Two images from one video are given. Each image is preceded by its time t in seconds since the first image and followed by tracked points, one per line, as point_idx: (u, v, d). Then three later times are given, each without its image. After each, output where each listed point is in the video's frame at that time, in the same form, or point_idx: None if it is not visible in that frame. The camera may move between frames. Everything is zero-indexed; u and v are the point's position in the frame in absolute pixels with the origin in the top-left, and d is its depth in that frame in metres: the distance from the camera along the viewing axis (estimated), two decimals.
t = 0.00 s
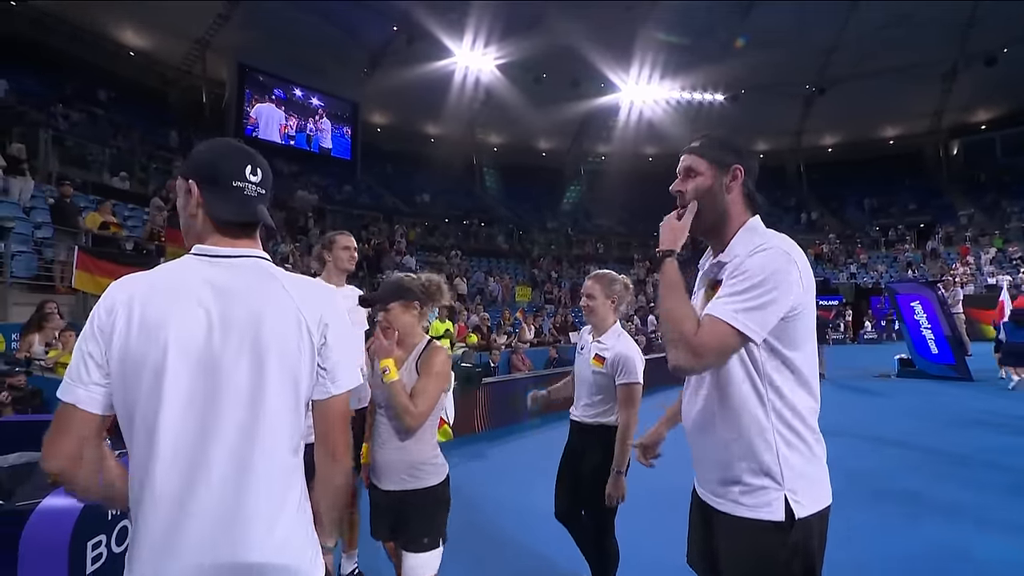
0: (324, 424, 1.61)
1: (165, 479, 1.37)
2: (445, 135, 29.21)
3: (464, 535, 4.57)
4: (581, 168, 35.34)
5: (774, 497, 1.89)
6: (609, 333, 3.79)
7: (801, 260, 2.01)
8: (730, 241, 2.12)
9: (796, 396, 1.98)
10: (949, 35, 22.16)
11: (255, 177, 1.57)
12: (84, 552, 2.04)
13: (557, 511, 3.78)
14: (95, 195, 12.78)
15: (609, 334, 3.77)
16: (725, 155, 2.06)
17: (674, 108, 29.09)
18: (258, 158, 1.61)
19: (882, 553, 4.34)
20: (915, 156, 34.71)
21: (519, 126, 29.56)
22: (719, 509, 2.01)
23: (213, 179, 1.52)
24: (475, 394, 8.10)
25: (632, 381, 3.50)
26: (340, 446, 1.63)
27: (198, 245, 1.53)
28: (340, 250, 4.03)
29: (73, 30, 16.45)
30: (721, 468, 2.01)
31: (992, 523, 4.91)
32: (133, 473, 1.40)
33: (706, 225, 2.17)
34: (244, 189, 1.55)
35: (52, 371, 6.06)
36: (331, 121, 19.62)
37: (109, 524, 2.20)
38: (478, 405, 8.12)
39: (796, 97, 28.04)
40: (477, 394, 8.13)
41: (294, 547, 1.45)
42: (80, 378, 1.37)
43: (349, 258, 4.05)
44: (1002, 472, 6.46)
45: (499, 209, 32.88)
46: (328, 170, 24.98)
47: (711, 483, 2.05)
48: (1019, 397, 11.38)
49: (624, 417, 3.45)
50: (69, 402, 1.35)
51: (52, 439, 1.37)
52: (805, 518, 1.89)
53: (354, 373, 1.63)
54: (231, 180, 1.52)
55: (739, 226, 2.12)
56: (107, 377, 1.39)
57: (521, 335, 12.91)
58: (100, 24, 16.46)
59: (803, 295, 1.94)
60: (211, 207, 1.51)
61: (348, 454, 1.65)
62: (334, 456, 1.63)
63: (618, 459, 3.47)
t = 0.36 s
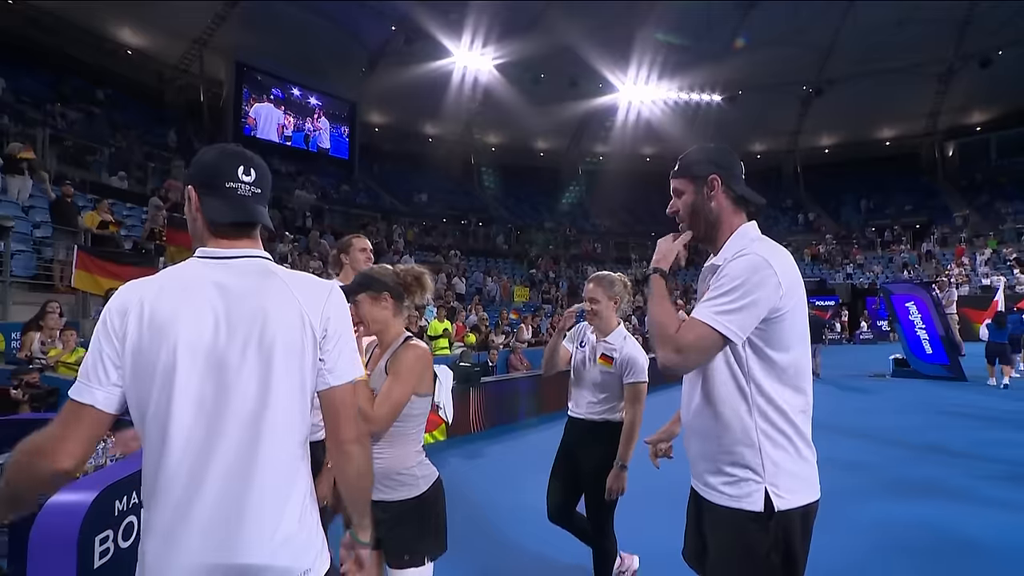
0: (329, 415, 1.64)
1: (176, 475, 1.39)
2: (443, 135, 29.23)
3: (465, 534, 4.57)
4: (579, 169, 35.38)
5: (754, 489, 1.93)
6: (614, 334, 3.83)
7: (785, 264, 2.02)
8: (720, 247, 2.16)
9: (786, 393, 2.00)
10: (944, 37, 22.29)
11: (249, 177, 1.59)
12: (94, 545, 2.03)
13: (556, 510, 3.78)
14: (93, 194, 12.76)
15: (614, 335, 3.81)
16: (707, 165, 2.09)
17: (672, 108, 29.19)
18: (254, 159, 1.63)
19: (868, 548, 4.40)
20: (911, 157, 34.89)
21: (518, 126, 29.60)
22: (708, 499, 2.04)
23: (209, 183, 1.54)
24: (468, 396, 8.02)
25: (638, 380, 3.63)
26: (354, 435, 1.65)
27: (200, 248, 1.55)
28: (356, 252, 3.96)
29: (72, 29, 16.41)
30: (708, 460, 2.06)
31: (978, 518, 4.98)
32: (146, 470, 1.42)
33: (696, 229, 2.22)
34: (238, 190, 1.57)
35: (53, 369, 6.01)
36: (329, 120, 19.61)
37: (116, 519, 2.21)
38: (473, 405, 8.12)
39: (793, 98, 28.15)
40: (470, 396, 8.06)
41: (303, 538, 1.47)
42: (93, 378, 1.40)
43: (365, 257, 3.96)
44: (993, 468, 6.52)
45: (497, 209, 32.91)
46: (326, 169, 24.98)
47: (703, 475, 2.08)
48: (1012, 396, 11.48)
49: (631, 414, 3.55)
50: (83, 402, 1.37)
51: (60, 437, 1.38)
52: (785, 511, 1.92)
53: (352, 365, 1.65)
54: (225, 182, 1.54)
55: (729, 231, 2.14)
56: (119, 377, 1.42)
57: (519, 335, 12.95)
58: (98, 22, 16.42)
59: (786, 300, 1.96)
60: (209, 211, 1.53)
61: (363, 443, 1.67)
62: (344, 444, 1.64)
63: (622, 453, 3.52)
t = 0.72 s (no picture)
0: (338, 406, 1.66)
1: (189, 465, 1.41)
2: (444, 135, 29.23)
3: (468, 534, 4.57)
4: (579, 169, 35.35)
5: (743, 471, 1.97)
6: (615, 333, 3.93)
7: (780, 268, 2.11)
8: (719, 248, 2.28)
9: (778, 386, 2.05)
10: (945, 38, 22.31)
11: (250, 177, 1.62)
12: (105, 539, 2.17)
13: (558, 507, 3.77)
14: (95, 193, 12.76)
15: (616, 334, 3.91)
16: (708, 178, 2.25)
17: (672, 108, 29.20)
18: (254, 160, 1.65)
19: (862, 544, 4.44)
20: (911, 159, 34.87)
21: (518, 127, 29.61)
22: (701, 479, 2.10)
23: (212, 182, 1.57)
24: (466, 395, 8.12)
25: (642, 375, 3.76)
26: (362, 423, 1.69)
27: (209, 247, 1.58)
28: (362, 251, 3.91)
29: (74, 28, 16.45)
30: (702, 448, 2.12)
31: (971, 514, 5.02)
32: (159, 461, 1.45)
33: (701, 232, 2.34)
34: (240, 190, 1.59)
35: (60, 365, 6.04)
36: (330, 120, 19.61)
37: (127, 513, 2.35)
38: (469, 406, 8.10)
39: (794, 99, 28.13)
40: (468, 395, 8.13)
41: (314, 524, 1.50)
42: (104, 371, 1.42)
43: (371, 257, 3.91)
44: (991, 467, 6.54)
45: (498, 209, 32.90)
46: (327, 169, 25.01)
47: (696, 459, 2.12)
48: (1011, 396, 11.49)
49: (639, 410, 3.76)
50: (92, 393, 1.39)
51: (69, 425, 1.40)
52: (770, 493, 1.96)
53: (354, 356, 1.68)
54: (227, 181, 1.58)
55: (728, 235, 2.25)
56: (132, 369, 1.45)
57: (520, 335, 12.97)
58: (100, 21, 16.44)
59: (784, 302, 2.05)
60: (213, 210, 1.57)
61: (372, 432, 1.72)
62: (353, 432, 1.68)
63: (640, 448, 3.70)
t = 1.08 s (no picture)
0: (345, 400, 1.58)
1: (203, 459, 1.44)
2: (446, 135, 29.19)
3: (473, 530, 4.61)
4: (581, 169, 35.33)
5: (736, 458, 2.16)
6: (615, 331, 3.95)
7: (775, 269, 2.13)
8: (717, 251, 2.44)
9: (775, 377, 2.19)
10: (950, 39, 22.26)
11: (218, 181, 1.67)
12: (116, 533, 2.36)
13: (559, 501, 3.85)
14: (100, 192, 12.81)
15: (616, 333, 3.94)
16: (712, 192, 2.44)
17: (675, 108, 29.22)
18: (274, 161, 1.69)
19: (859, 541, 4.53)
20: (915, 160, 34.75)
21: (520, 127, 29.63)
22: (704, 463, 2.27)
23: (232, 184, 1.64)
24: (465, 394, 8.15)
25: (638, 370, 3.79)
26: (370, 418, 1.60)
27: (220, 248, 1.61)
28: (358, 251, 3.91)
29: (80, 28, 16.53)
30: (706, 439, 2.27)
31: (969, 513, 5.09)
32: (177, 457, 1.48)
33: (701, 240, 2.51)
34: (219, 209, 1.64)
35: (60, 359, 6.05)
36: (333, 120, 19.61)
37: (136, 508, 2.55)
38: (466, 406, 8.10)
39: (797, 100, 28.08)
40: (466, 395, 8.14)
41: (328, 519, 1.49)
42: (121, 369, 1.48)
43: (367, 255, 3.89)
44: (991, 466, 6.60)
45: (500, 209, 32.92)
46: (330, 168, 25.04)
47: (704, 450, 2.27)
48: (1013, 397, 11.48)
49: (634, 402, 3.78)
50: (108, 390, 1.46)
51: (89, 419, 1.47)
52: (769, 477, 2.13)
53: (362, 348, 1.61)
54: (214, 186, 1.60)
55: (725, 241, 2.42)
56: (149, 368, 1.51)
57: (521, 334, 13.00)
58: (104, 21, 16.52)
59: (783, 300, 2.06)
60: (222, 211, 1.62)
61: (380, 426, 1.62)
62: (357, 427, 1.59)
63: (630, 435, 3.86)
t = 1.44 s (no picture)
0: (374, 406, 1.53)
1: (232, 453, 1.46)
2: (450, 134, 29.19)
3: (480, 529, 4.61)
4: (585, 168, 35.27)
5: (765, 445, 2.22)
6: (620, 328, 4.00)
7: (785, 266, 2.31)
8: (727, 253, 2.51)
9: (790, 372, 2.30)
10: (956, 37, 22.15)
11: (288, 169, 1.60)
12: (126, 526, 2.39)
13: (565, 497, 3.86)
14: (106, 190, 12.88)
15: (621, 328, 3.99)
16: (720, 197, 2.50)
17: (679, 107, 29.16)
18: (322, 159, 1.66)
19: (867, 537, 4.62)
20: (921, 159, 34.54)
21: (524, 125, 29.60)
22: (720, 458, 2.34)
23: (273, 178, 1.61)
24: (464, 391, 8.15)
25: (641, 364, 3.75)
26: (398, 425, 1.55)
27: (261, 244, 1.61)
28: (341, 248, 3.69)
29: (85, 26, 16.61)
30: (723, 431, 2.34)
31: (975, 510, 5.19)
32: (207, 450, 1.51)
33: (713, 246, 2.55)
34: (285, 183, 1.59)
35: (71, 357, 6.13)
36: (337, 119, 19.65)
37: (145, 503, 2.58)
38: (466, 403, 8.08)
39: (802, 98, 27.96)
40: (467, 392, 8.15)
41: (348, 522, 1.49)
42: (162, 359, 1.50)
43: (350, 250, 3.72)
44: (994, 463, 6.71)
45: (503, 208, 32.92)
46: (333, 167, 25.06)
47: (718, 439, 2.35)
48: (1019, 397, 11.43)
49: (634, 396, 3.68)
50: (147, 379, 1.48)
51: (130, 404, 1.50)
52: (792, 464, 2.22)
53: (396, 355, 1.56)
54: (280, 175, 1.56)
55: (735, 243, 2.48)
56: (184, 359, 1.52)
57: (524, 333, 13.02)
58: (110, 20, 16.64)
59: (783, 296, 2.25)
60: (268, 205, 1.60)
61: (407, 435, 1.56)
62: (387, 441, 1.53)
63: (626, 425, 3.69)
